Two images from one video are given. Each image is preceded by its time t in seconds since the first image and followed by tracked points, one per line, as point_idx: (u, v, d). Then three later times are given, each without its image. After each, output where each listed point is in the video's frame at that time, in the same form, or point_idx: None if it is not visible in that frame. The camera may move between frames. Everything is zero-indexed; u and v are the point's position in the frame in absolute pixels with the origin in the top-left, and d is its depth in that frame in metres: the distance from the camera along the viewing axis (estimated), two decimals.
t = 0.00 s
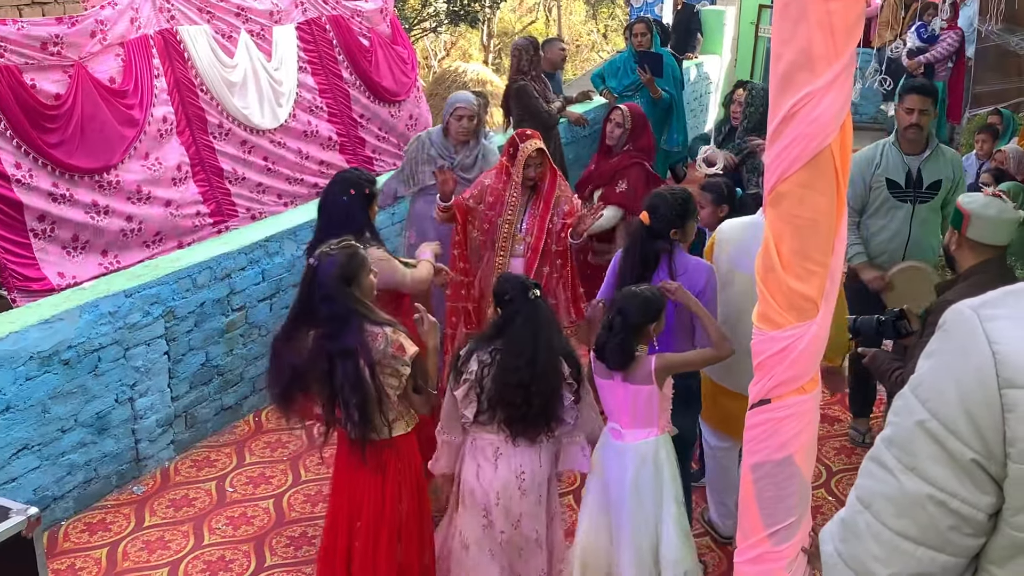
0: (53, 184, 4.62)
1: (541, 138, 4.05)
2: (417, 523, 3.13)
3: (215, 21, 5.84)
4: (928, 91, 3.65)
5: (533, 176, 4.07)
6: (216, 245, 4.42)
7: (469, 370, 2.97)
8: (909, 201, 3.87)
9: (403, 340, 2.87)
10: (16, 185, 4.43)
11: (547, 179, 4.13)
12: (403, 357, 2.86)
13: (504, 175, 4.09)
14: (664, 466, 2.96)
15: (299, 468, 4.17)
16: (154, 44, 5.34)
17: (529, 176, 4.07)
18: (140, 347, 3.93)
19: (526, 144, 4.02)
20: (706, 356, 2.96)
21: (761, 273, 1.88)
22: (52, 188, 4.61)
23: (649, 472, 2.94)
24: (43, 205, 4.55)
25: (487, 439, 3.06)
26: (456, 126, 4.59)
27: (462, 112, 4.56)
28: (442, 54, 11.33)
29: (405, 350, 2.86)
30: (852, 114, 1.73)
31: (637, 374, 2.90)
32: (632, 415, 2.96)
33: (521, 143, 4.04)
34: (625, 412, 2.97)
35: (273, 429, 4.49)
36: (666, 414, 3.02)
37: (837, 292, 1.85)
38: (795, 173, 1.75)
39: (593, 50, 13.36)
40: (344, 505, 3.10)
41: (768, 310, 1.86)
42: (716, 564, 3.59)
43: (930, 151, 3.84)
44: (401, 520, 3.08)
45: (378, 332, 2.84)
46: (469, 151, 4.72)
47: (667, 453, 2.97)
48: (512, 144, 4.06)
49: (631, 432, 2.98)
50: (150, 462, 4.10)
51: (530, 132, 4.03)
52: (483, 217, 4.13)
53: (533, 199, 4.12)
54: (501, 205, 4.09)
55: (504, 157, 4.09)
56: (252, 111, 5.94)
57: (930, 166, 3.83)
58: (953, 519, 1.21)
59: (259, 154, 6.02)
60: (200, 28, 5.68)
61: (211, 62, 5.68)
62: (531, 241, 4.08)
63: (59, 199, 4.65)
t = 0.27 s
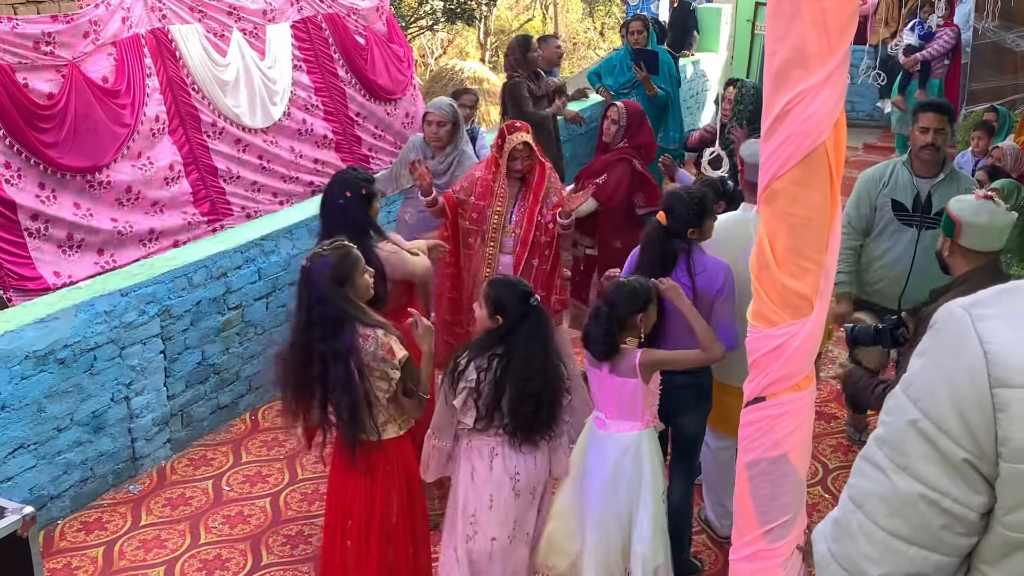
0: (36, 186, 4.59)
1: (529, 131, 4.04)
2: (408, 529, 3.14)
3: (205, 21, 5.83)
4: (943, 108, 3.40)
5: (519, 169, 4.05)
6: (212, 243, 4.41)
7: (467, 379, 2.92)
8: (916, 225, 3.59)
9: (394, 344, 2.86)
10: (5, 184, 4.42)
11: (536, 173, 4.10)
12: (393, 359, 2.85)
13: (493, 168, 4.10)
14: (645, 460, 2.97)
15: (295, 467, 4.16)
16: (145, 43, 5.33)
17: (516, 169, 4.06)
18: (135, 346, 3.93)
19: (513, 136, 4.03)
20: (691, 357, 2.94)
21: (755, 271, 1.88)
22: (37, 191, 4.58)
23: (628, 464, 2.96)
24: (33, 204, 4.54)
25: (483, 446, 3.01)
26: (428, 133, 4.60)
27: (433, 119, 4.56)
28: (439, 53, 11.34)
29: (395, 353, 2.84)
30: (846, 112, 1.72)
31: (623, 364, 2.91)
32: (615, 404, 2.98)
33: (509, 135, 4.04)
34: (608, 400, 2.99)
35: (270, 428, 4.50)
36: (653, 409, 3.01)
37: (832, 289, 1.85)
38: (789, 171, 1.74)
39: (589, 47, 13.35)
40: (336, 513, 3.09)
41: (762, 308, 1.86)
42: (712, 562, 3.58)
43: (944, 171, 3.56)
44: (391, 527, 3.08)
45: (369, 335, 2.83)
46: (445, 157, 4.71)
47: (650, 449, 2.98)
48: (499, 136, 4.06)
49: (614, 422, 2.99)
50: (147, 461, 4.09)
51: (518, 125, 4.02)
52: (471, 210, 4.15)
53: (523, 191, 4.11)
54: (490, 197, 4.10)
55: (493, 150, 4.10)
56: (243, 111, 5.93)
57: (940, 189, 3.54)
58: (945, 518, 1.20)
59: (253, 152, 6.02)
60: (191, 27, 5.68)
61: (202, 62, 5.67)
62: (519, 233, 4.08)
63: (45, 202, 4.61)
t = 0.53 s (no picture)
0: (35, 182, 4.59)
1: (523, 131, 4.05)
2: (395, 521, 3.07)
3: (202, 18, 5.83)
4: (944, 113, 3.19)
5: (514, 168, 4.07)
6: (210, 241, 4.41)
7: (472, 379, 2.89)
8: (908, 230, 3.36)
9: (385, 342, 2.82)
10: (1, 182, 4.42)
11: (532, 171, 4.12)
12: (382, 357, 2.81)
13: (488, 166, 4.12)
14: (643, 459, 2.97)
15: (295, 464, 4.16)
16: (143, 41, 5.33)
17: (511, 169, 4.08)
18: (134, 344, 3.93)
19: (507, 137, 4.03)
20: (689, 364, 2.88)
21: (753, 268, 1.88)
22: (35, 187, 4.59)
23: (625, 463, 2.97)
24: (28, 202, 4.53)
25: (484, 442, 3.00)
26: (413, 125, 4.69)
27: (416, 110, 4.66)
28: (439, 50, 11.35)
29: (383, 351, 2.80)
30: (844, 108, 1.72)
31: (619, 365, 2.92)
32: (612, 404, 2.99)
33: (503, 135, 4.03)
34: (606, 398, 3.00)
35: (269, 425, 4.50)
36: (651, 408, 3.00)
37: (831, 287, 1.84)
38: (788, 167, 1.74)
39: (589, 45, 13.34)
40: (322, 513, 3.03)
41: (761, 306, 1.85)
42: (711, 559, 3.58)
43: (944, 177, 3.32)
44: (379, 520, 3.02)
45: (361, 330, 2.80)
46: (430, 150, 4.77)
47: (647, 448, 2.98)
48: (494, 136, 4.05)
49: (611, 422, 3.00)
50: (146, 458, 4.09)
51: (513, 125, 4.02)
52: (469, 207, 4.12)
53: (521, 188, 4.12)
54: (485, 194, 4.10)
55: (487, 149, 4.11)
56: (241, 108, 5.93)
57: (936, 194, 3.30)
58: (942, 515, 1.19)
59: (252, 150, 6.02)
60: (188, 25, 5.67)
61: (199, 60, 5.67)
62: (517, 231, 4.07)
63: (40, 199, 4.61)
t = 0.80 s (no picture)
0: (43, 180, 4.61)
1: (524, 140, 4.04)
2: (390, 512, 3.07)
3: (206, 16, 5.84)
4: (919, 124, 2.95)
5: (516, 177, 4.06)
6: (213, 238, 4.42)
7: (485, 389, 2.92)
8: (890, 248, 3.10)
9: (381, 342, 2.80)
10: (6, 180, 4.44)
11: (536, 180, 4.10)
12: (375, 357, 2.78)
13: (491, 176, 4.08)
14: (652, 477, 2.95)
15: (298, 461, 4.17)
16: (146, 39, 5.34)
17: (513, 178, 4.08)
18: (137, 341, 3.93)
19: (508, 146, 4.03)
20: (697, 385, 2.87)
21: (755, 266, 1.88)
22: (41, 184, 4.60)
23: (635, 480, 2.95)
24: (33, 200, 4.55)
25: (490, 443, 3.05)
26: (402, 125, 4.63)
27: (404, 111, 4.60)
28: (443, 48, 11.37)
29: (378, 350, 2.78)
30: (846, 107, 1.71)
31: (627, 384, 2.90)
32: (620, 421, 2.97)
33: (504, 145, 4.03)
34: (614, 415, 2.98)
35: (272, 422, 4.50)
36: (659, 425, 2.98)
37: (832, 284, 1.84)
38: (791, 165, 1.74)
39: (593, 42, 13.35)
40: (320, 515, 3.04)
41: (764, 304, 1.85)
42: (714, 557, 3.58)
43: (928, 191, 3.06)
44: (377, 510, 3.02)
45: (357, 327, 2.79)
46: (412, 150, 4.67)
47: (656, 464, 2.95)
48: (496, 146, 4.05)
49: (620, 439, 2.99)
50: (150, 456, 4.11)
51: (514, 135, 4.02)
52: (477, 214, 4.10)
53: (526, 196, 4.11)
54: (490, 205, 4.08)
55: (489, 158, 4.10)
56: (243, 106, 5.92)
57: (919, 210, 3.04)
58: (940, 511, 1.15)
59: (256, 148, 6.02)
60: (191, 23, 5.68)
61: (202, 57, 5.68)
62: (526, 238, 4.09)
63: (45, 196, 4.63)
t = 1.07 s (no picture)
0: (49, 178, 4.62)
1: (525, 141, 4.03)
2: (398, 509, 2.99)
3: (211, 15, 5.84)
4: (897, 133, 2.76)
5: (518, 177, 4.06)
6: (216, 237, 4.43)
7: (482, 379, 2.95)
8: (868, 260, 2.94)
9: (386, 354, 2.79)
10: (12, 179, 4.44)
11: (539, 179, 4.12)
12: (379, 367, 2.76)
13: (491, 176, 4.08)
14: (661, 464, 2.96)
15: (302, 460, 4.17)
16: (151, 38, 5.34)
17: (515, 178, 4.07)
18: (141, 340, 3.94)
19: (510, 146, 4.02)
20: (712, 370, 2.87)
21: (758, 264, 1.88)
22: (47, 182, 4.61)
23: (643, 468, 2.96)
24: (38, 198, 4.56)
25: (485, 428, 3.07)
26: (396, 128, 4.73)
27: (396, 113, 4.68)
28: (446, 46, 11.38)
29: (383, 361, 2.76)
30: (848, 104, 1.71)
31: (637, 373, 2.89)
32: (630, 409, 2.97)
33: (506, 144, 4.02)
34: (624, 404, 2.99)
35: (275, 421, 4.51)
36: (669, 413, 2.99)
37: (835, 283, 1.84)
38: (793, 163, 1.73)
39: (597, 40, 13.34)
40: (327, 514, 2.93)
41: (766, 302, 1.85)
42: (718, 554, 3.57)
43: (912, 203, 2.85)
44: (386, 506, 2.94)
45: (365, 335, 2.79)
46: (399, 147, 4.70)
47: (665, 452, 2.96)
48: (497, 146, 4.04)
49: (630, 427, 2.99)
50: (153, 455, 4.12)
51: (514, 135, 4.00)
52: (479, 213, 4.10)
53: (528, 193, 4.12)
54: (492, 206, 4.08)
55: (490, 158, 4.09)
56: (249, 105, 5.94)
57: (899, 223, 2.86)
58: (938, 504, 1.15)
59: (260, 146, 6.03)
60: (197, 22, 5.68)
61: (207, 55, 5.68)
62: (530, 237, 4.11)
63: (50, 194, 4.64)
